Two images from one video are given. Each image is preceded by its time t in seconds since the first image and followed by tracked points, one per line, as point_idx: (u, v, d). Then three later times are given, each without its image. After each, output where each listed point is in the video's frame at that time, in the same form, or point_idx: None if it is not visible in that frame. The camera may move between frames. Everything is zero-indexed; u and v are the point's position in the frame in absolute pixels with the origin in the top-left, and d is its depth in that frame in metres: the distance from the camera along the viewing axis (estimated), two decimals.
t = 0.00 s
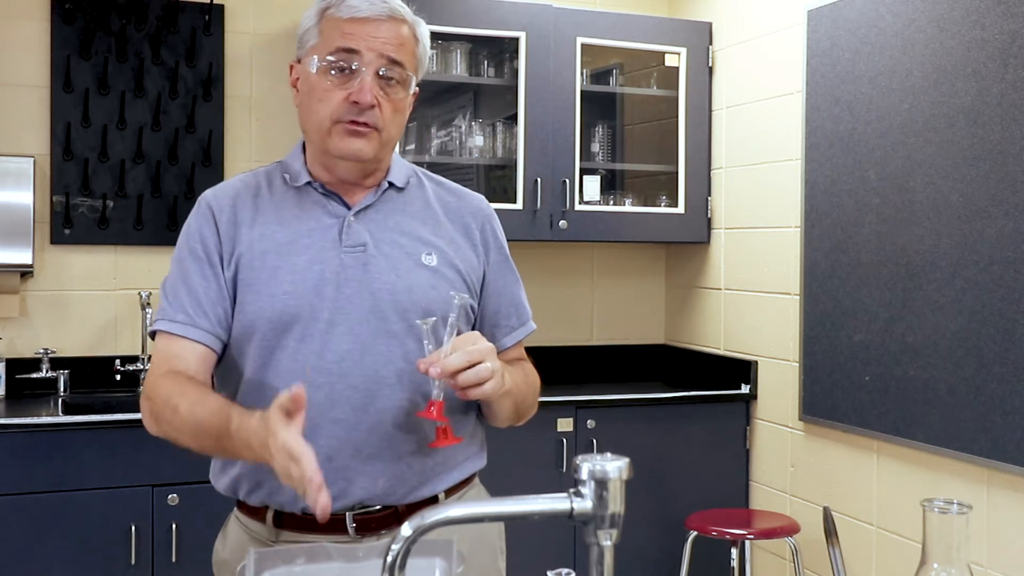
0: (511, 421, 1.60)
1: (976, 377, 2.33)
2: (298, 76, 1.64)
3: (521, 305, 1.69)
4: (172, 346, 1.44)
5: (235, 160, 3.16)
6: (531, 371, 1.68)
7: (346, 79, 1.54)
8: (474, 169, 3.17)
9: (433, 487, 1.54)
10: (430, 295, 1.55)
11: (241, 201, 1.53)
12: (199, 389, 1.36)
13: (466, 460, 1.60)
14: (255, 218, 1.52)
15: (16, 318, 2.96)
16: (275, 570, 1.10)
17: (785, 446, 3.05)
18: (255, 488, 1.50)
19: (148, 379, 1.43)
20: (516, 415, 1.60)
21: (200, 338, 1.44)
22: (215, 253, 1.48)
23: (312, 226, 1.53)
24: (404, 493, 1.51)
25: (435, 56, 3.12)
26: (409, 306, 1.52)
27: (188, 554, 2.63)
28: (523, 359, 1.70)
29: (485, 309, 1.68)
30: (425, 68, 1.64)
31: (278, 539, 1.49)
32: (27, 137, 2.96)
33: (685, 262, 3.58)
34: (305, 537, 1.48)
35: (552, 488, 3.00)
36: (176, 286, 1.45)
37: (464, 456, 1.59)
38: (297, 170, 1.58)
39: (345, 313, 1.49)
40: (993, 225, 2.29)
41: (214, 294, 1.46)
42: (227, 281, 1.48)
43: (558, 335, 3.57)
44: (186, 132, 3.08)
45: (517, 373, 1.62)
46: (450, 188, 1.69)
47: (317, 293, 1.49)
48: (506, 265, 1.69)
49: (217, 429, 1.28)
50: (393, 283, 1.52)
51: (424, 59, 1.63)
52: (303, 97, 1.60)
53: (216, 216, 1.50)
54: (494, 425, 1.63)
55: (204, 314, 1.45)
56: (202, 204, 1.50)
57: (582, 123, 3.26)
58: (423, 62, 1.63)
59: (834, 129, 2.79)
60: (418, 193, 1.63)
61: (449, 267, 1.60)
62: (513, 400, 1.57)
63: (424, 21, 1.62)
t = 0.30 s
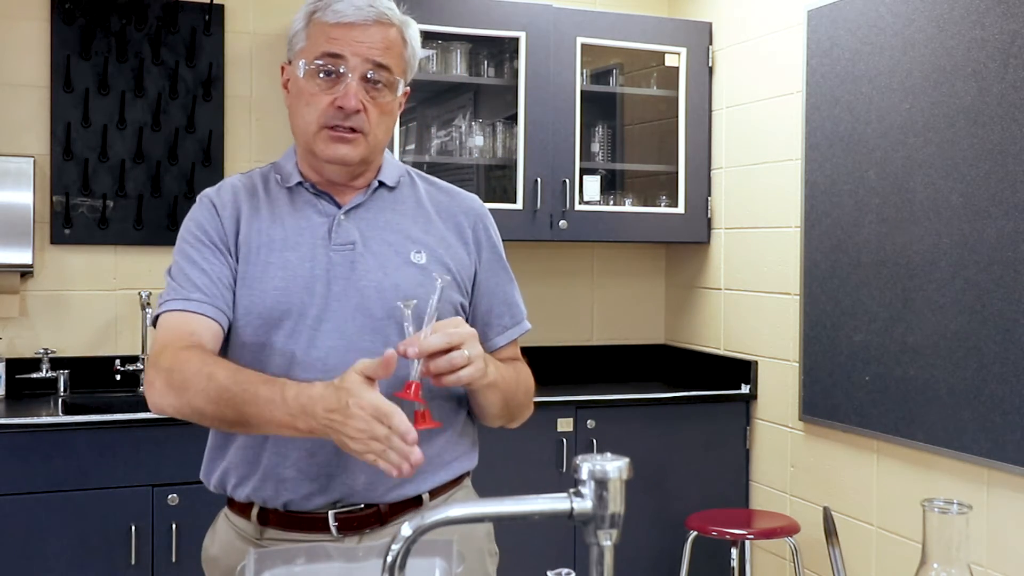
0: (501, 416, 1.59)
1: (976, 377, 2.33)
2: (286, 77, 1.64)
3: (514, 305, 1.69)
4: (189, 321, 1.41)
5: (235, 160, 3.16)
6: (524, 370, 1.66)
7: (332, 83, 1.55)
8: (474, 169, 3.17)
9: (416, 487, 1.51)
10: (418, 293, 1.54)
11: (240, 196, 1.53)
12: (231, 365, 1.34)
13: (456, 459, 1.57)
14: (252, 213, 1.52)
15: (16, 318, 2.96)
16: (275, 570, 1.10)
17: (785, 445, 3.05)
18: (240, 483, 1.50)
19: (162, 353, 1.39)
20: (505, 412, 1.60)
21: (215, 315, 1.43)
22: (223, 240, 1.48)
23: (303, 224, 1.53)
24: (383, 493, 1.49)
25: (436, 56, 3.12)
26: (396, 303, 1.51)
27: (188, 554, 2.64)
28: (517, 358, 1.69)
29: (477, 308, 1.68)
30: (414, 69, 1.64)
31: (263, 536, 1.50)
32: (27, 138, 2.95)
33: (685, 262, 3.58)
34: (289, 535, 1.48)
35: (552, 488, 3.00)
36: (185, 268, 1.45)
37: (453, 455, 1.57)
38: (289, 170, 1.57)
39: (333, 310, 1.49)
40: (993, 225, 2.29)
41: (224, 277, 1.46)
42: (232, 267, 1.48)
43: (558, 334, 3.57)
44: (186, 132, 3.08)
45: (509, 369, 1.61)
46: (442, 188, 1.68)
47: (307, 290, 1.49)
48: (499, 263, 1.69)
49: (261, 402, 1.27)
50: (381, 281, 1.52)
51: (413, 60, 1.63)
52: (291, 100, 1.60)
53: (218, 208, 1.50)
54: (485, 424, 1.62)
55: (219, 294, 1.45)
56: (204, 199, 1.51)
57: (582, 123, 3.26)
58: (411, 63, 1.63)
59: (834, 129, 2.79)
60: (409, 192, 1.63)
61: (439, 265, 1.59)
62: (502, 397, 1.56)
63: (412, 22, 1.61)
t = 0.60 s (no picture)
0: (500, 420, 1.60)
1: (977, 377, 2.33)
2: (288, 78, 1.62)
3: (510, 308, 1.70)
4: (195, 320, 1.40)
5: (235, 160, 3.16)
6: (522, 368, 1.66)
7: (342, 92, 1.53)
8: (474, 169, 3.17)
9: (412, 487, 1.52)
10: (417, 294, 1.54)
11: (240, 193, 1.52)
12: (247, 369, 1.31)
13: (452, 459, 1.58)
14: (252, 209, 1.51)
15: (17, 318, 2.96)
16: (275, 570, 1.09)
17: (785, 445, 3.05)
18: (236, 480, 1.50)
19: (177, 356, 1.37)
20: (505, 413, 1.60)
21: (219, 313, 1.42)
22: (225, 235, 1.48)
23: (303, 223, 1.53)
24: (375, 494, 1.49)
25: (436, 56, 3.12)
26: (396, 305, 1.52)
27: (188, 554, 2.63)
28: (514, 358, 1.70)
29: (475, 310, 1.69)
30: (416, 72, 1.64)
31: (258, 537, 1.49)
32: (27, 138, 2.96)
33: (685, 262, 3.58)
34: (284, 535, 1.48)
35: (552, 488, 3.00)
36: (189, 264, 1.44)
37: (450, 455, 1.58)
38: (288, 169, 1.57)
39: (333, 310, 1.49)
40: (993, 225, 2.29)
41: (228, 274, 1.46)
42: (234, 261, 1.48)
43: (558, 334, 3.56)
44: (186, 132, 3.08)
45: (507, 370, 1.62)
46: (440, 190, 1.69)
47: (307, 290, 1.49)
48: (496, 266, 1.70)
49: (276, 410, 1.24)
50: (380, 282, 1.52)
51: (416, 64, 1.63)
52: (296, 104, 1.59)
53: (218, 203, 1.50)
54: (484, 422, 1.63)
55: (225, 292, 1.44)
56: (202, 193, 1.51)
57: (582, 123, 3.26)
58: (415, 67, 1.62)
59: (834, 129, 2.79)
60: (408, 194, 1.63)
61: (437, 267, 1.59)
62: (502, 400, 1.56)
63: (416, 27, 1.60)
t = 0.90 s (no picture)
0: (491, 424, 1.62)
1: (976, 377, 2.33)
2: (289, 80, 1.62)
3: (504, 309, 1.71)
4: (222, 297, 1.39)
5: (234, 161, 3.16)
6: (511, 371, 1.68)
7: (344, 97, 1.53)
8: (474, 169, 3.17)
9: (416, 486, 1.53)
10: (422, 295, 1.54)
11: (243, 190, 1.52)
12: (274, 351, 1.27)
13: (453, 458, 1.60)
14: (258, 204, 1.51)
15: (16, 318, 2.96)
16: (275, 570, 1.10)
17: (785, 445, 3.05)
18: (242, 481, 1.49)
19: (206, 330, 1.35)
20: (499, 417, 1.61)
21: (245, 290, 1.42)
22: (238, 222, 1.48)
23: (307, 223, 1.52)
24: (383, 491, 1.50)
25: (436, 57, 3.12)
26: (402, 306, 1.52)
27: (188, 554, 2.63)
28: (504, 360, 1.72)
29: (472, 313, 1.69)
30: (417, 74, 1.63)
31: (264, 538, 1.50)
32: (27, 138, 2.96)
33: (685, 262, 3.59)
34: (290, 535, 1.48)
35: (552, 488, 3.00)
36: (209, 247, 1.43)
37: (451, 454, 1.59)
38: (288, 169, 1.57)
39: (339, 309, 1.48)
40: (993, 225, 2.29)
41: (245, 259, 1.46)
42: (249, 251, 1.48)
43: (558, 334, 3.56)
44: (186, 131, 3.08)
45: (499, 375, 1.64)
46: (438, 192, 1.69)
47: (313, 290, 1.48)
48: (492, 268, 1.71)
49: (302, 392, 1.20)
50: (386, 283, 1.52)
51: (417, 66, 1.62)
52: (297, 107, 1.58)
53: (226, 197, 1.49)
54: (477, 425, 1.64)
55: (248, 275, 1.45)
56: (207, 184, 1.50)
57: (582, 123, 3.26)
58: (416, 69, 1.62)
59: (834, 129, 2.79)
60: (407, 196, 1.63)
61: (439, 269, 1.60)
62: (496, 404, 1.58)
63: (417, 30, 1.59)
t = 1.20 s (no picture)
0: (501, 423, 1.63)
1: (976, 377, 2.33)
2: (291, 79, 1.63)
3: (510, 308, 1.70)
4: (176, 333, 1.39)
5: (234, 161, 3.16)
6: (518, 370, 1.68)
7: (342, 86, 1.54)
8: (474, 169, 3.17)
9: (424, 486, 1.53)
10: (426, 297, 1.55)
11: (239, 197, 1.50)
12: (195, 372, 1.31)
13: (460, 458, 1.60)
14: (254, 218, 1.50)
15: (16, 318, 2.97)
16: (275, 570, 1.10)
17: (785, 445, 3.06)
18: (246, 488, 1.49)
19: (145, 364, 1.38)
20: (505, 418, 1.62)
21: (201, 328, 1.40)
22: (218, 246, 1.45)
23: (309, 227, 1.52)
24: (394, 492, 1.50)
25: (436, 57, 3.12)
26: (407, 309, 1.52)
27: (188, 554, 2.64)
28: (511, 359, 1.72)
29: (477, 312, 1.69)
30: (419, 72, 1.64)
31: (271, 538, 1.49)
32: (27, 138, 2.96)
33: (685, 262, 3.59)
34: (297, 535, 1.48)
35: (552, 488, 3.00)
36: (176, 275, 1.42)
37: (458, 455, 1.59)
38: (293, 170, 1.57)
39: (343, 313, 1.49)
40: (993, 225, 2.29)
41: (213, 287, 1.43)
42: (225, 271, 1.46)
43: (558, 334, 3.56)
44: (186, 132, 3.08)
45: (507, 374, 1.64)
46: (443, 192, 1.69)
47: (317, 295, 1.48)
48: (496, 268, 1.70)
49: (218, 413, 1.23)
50: (391, 286, 1.52)
51: (419, 63, 1.63)
52: (297, 101, 1.59)
53: (215, 208, 1.47)
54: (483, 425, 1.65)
55: (207, 305, 1.42)
56: (201, 197, 1.48)
57: (582, 123, 3.26)
58: (418, 66, 1.62)
59: (834, 129, 2.79)
60: (412, 196, 1.63)
61: (443, 270, 1.60)
62: (502, 410, 1.58)
63: (418, 25, 1.61)
